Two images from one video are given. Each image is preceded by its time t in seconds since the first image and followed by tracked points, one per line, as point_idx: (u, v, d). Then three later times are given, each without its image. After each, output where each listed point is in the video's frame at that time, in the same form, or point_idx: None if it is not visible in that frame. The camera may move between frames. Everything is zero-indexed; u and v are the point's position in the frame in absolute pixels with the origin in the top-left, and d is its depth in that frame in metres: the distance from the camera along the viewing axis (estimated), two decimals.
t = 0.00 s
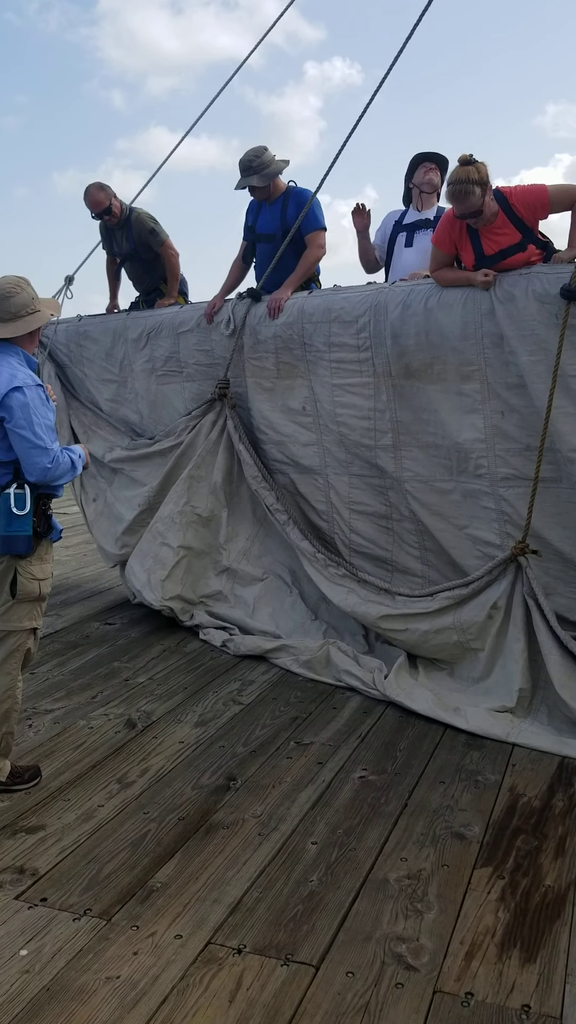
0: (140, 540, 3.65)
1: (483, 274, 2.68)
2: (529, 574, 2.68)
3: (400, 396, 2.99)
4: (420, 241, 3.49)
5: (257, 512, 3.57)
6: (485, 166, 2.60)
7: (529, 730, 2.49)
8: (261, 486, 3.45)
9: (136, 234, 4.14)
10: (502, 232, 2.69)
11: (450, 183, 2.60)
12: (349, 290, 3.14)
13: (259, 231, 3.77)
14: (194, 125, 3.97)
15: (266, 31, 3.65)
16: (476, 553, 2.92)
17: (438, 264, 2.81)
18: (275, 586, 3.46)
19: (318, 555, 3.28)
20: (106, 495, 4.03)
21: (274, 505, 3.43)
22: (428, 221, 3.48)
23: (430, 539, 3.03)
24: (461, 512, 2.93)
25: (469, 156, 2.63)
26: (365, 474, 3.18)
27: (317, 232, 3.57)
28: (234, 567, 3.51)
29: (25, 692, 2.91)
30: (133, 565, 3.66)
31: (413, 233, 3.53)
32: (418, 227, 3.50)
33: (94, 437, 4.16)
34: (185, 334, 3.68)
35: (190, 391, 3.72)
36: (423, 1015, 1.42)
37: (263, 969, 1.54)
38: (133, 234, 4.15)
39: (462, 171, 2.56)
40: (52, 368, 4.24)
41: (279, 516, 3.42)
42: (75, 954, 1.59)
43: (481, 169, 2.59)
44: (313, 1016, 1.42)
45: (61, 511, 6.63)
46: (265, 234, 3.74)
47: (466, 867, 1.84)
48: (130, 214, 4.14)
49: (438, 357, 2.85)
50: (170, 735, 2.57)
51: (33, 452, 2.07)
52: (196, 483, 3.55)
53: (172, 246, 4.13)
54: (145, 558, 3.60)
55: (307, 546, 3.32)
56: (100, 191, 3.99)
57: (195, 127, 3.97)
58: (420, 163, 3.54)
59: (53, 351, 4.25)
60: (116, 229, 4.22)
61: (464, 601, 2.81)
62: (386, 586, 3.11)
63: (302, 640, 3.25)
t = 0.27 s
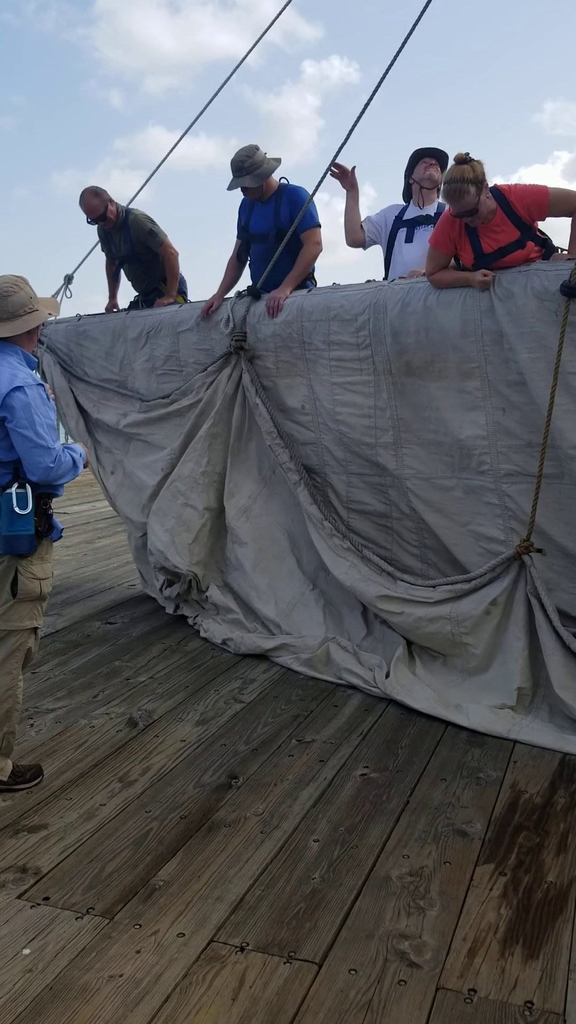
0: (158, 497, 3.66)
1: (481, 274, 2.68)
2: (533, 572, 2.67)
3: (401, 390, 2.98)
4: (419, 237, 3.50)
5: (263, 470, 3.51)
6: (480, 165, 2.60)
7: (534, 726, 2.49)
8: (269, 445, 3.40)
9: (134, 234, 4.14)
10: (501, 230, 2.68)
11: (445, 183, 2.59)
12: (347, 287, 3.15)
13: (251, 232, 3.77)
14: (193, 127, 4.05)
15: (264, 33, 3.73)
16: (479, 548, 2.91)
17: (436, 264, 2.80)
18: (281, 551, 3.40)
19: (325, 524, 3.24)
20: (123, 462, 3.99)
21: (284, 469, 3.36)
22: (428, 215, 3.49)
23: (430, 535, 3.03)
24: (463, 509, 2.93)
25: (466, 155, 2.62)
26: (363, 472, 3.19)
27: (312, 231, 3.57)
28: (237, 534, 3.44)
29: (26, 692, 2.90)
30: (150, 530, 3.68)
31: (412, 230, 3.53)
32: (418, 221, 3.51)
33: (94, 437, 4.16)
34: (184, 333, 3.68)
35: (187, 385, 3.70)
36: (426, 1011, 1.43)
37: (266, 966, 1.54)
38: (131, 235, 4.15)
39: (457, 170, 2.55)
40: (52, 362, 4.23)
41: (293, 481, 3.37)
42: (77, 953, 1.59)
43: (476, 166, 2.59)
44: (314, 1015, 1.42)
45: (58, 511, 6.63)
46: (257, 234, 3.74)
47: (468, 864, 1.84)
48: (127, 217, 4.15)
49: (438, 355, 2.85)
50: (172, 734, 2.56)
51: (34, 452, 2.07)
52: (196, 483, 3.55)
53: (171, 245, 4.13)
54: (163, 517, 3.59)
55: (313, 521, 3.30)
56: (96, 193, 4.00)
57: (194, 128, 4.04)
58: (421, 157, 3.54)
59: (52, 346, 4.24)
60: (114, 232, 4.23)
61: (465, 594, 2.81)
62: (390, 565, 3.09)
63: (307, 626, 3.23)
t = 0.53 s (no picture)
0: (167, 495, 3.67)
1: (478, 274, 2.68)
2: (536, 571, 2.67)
3: (399, 389, 2.98)
4: (414, 238, 3.51)
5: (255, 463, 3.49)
6: (476, 165, 2.60)
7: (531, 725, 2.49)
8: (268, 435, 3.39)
9: (131, 235, 4.14)
10: (498, 229, 2.68)
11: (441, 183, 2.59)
12: (344, 286, 3.14)
13: (245, 232, 3.77)
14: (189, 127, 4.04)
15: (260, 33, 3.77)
16: (475, 548, 2.92)
17: (433, 264, 2.81)
18: (277, 545, 3.38)
19: (323, 515, 3.24)
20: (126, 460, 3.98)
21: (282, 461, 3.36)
22: (424, 215, 3.50)
23: (427, 534, 3.03)
24: (459, 508, 2.93)
25: (462, 155, 2.63)
26: (360, 471, 3.19)
27: (309, 232, 3.58)
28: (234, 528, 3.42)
29: (24, 692, 2.90)
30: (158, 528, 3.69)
31: (408, 230, 3.54)
32: (413, 222, 3.52)
33: (92, 437, 4.15)
34: (181, 333, 3.68)
35: (183, 383, 3.68)
36: (423, 1009, 1.43)
37: (264, 965, 1.54)
38: (127, 236, 4.15)
39: (454, 170, 2.55)
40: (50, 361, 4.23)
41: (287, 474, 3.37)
42: (75, 952, 1.59)
43: (472, 165, 2.59)
44: (312, 1015, 1.42)
45: (55, 510, 6.63)
46: (251, 235, 3.74)
47: (466, 862, 1.84)
48: (123, 218, 4.14)
49: (435, 355, 2.85)
50: (170, 734, 2.56)
51: (31, 452, 2.07)
52: (194, 482, 3.55)
53: (168, 244, 4.13)
54: (171, 517, 3.59)
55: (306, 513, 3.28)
56: (91, 195, 3.99)
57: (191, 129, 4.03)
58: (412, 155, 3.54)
59: (50, 344, 4.24)
60: (111, 233, 4.23)
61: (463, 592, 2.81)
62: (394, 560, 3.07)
63: (305, 620, 3.22)
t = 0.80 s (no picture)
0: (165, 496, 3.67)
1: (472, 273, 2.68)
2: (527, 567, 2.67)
3: (395, 387, 2.98)
4: (406, 240, 3.52)
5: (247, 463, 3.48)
6: (470, 165, 2.59)
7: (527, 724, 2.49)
8: (260, 436, 3.39)
9: (126, 238, 4.13)
10: (493, 227, 2.68)
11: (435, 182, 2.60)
12: (339, 285, 3.15)
13: (238, 232, 3.77)
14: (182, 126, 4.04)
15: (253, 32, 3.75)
16: (470, 547, 2.92)
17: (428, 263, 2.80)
18: (272, 544, 3.37)
19: (314, 518, 3.24)
20: (123, 462, 3.97)
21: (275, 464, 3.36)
22: (415, 218, 3.51)
23: (424, 531, 3.04)
24: (455, 507, 2.93)
25: (455, 155, 2.63)
26: (357, 468, 3.19)
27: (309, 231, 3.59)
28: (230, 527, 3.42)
29: (21, 693, 2.90)
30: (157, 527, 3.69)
31: (399, 232, 3.56)
32: (404, 224, 3.53)
33: (88, 438, 4.15)
34: (177, 333, 3.67)
35: (179, 382, 3.68)
36: (421, 1006, 1.43)
37: (262, 964, 1.54)
38: (122, 239, 4.14)
39: (447, 171, 2.56)
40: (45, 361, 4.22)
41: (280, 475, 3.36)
42: (73, 952, 1.58)
43: (465, 165, 2.59)
44: (310, 1014, 1.42)
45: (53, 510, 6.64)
46: (244, 235, 3.75)
47: (463, 860, 1.84)
48: (117, 221, 4.14)
49: (430, 353, 2.85)
50: (167, 734, 2.56)
51: (28, 453, 2.07)
52: (190, 482, 3.55)
53: (163, 245, 4.13)
54: (169, 518, 3.59)
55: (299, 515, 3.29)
56: (85, 199, 3.99)
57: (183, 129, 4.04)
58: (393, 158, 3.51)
59: (45, 344, 4.24)
60: (103, 237, 4.21)
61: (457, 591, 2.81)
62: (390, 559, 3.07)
63: (301, 619, 3.21)
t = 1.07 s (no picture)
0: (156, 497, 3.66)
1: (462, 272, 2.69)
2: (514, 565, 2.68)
3: (386, 387, 2.98)
4: (392, 242, 3.53)
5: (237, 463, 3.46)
6: (459, 165, 2.60)
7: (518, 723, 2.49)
8: (251, 437, 3.38)
9: (115, 241, 4.12)
10: (482, 226, 2.69)
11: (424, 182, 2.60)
12: (329, 285, 3.15)
13: (227, 231, 3.77)
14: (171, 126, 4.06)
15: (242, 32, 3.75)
16: (462, 546, 2.93)
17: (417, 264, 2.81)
18: (263, 544, 3.37)
19: (307, 518, 3.23)
20: (114, 463, 3.96)
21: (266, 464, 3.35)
22: (400, 222, 3.51)
23: (416, 530, 3.04)
24: (447, 506, 2.94)
25: (444, 156, 2.63)
26: (349, 467, 3.19)
27: (294, 228, 3.57)
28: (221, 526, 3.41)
29: (12, 693, 2.90)
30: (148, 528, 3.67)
31: (386, 233, 3.57)
32: (390, 227, 3.54)
33: (79, 438, 4.14)
34: (167, 333, 3.66)
35: (169, 382, 3.68)
36: (413, 1006, 1.43)
37: (254, 964, 1.54)
38: (112, 243, 4.13)
39: (435, 171, 2.56)
40: (34, 362, 4.21)
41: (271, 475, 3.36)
42: (64, 953, 1.58)
43: (453, 164, 2.60)
44: (302, 1013, 1.41)
45: (44, 511, 6.66)
46: (233, 234, 3.75)
47: (455, 859, 1.84)
48: (105, 226, 4.13)
49: (421, 353, 2.85)
50: (158, 734, 2.56)
51: (20, 453, 2.06)
52: (181, 483, 3.54)
53: (153, 246, 4.12)
54: (160, 518, 3.58)
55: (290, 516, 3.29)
56: (73, 204, 3.98)
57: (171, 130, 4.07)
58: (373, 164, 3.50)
59: (33, 345, 4.22)
60: (92, 243, 4.21)
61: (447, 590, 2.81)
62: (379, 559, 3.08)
63: (292, 619, 3.21)
